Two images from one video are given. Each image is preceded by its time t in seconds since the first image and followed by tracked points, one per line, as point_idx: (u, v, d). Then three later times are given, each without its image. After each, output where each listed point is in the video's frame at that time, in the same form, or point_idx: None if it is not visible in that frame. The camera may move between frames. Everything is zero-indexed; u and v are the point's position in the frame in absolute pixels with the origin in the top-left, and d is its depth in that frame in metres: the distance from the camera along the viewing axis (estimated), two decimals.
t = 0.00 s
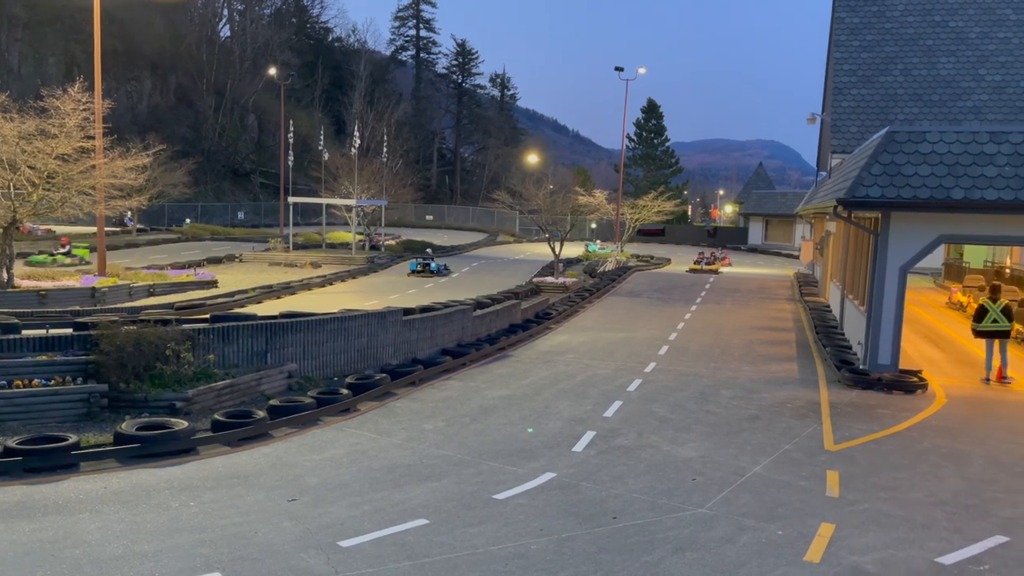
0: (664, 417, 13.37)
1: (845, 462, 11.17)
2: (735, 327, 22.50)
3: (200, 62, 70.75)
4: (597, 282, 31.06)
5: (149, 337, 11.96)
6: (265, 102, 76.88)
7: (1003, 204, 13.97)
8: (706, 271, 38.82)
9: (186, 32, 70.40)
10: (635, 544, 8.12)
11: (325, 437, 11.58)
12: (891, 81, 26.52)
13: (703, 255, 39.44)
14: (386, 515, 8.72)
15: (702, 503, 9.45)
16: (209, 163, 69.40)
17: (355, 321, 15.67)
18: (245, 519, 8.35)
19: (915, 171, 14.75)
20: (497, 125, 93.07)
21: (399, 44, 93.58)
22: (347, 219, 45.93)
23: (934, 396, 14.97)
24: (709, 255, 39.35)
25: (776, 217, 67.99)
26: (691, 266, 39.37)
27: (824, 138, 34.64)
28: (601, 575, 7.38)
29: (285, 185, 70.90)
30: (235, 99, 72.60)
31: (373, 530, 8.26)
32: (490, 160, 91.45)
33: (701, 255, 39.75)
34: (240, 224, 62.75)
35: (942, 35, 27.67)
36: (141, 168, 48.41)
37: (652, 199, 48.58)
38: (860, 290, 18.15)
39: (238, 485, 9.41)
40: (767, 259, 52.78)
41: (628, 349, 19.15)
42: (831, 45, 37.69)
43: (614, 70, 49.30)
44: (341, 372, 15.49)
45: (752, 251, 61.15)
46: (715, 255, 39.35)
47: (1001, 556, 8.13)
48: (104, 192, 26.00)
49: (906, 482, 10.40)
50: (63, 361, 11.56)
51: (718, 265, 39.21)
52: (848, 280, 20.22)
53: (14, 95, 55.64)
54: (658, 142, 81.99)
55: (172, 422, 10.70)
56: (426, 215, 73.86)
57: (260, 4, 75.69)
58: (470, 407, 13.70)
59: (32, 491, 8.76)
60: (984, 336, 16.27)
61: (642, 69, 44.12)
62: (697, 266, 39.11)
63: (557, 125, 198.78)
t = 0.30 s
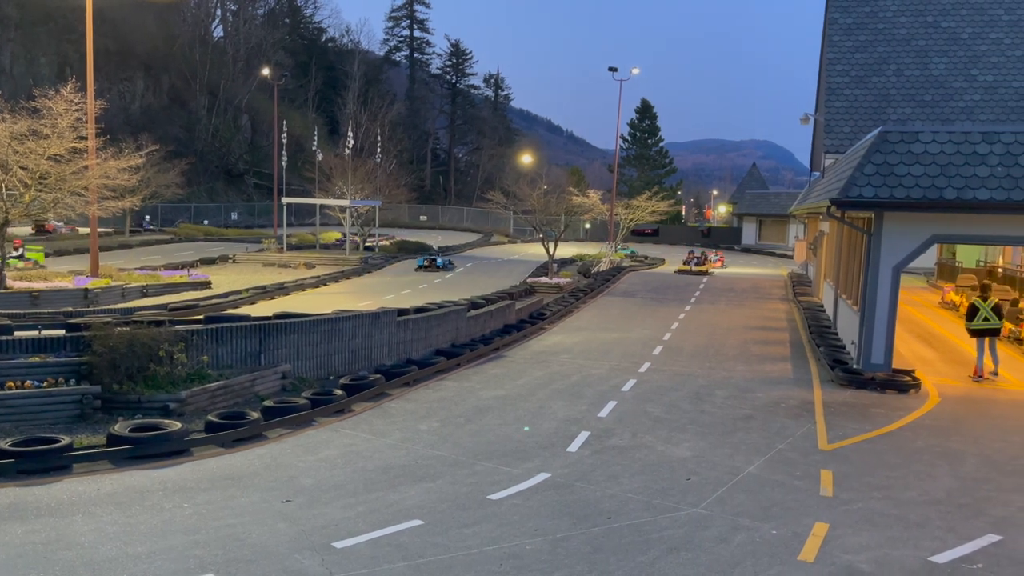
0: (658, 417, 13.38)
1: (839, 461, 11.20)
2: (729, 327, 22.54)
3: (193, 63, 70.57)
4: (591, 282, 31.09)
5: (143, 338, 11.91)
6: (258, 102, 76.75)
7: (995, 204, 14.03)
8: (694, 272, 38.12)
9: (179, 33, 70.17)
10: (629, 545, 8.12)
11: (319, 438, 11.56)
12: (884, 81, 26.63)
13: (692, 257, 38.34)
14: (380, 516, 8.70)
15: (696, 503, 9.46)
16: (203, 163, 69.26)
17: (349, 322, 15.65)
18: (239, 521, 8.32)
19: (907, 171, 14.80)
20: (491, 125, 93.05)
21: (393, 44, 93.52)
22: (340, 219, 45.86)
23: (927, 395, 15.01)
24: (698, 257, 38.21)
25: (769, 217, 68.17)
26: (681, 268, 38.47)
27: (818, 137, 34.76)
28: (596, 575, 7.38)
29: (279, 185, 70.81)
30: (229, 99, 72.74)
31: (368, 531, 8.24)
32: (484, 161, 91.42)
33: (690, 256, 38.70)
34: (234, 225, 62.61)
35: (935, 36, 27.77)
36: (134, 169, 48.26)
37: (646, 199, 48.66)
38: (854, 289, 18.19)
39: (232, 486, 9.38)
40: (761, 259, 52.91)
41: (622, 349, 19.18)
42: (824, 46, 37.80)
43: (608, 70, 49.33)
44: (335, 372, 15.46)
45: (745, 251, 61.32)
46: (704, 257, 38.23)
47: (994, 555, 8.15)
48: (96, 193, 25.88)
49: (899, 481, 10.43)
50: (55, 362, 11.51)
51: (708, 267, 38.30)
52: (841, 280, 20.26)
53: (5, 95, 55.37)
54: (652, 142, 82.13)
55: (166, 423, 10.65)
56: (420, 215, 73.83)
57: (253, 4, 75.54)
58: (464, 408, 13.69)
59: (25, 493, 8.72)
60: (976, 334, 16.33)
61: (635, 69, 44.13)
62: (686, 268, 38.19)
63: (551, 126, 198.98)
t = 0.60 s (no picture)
0: (653, 417, 13.39)
1: (834, 461, 11.22)
2: (723, 327, 22.58)
3: (187, 63, 70.41)
4: (586, 282, 31.13)
5: (137, 339, 11.88)
6: (253, 102, 76.60)
7: (989, 204, 14.07)
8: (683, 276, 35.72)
9: (173, 33, 69.95)
10: (625, 545, 8.13)
11: (314, 439, 11.55)
12: (878, 81, 26.70)
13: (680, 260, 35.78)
14: (375, 517, 8.69)
15: (691, 503, 9.47)
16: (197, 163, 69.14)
17: (344, 322, 15.64)
18: (234, 522, 8.30)
19: (902, 171, 14.84)
20: (486, 125, 93.01)
21: (388, 44, 93.41)
22: (336, 220, 45.81)
23: (921, 395, 15.05)
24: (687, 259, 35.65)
25: (764, 217, 68.28)
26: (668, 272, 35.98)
27: (812, 136, 34.85)
28: None
29: (274, 186, 70.71)
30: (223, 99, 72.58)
31: (362, 532, 8.23)
32: (480, 161, 91.35)
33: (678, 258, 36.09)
34: (228, 225, 62.51)
35: (928, 36, 27.86)
36: (127, 169, 48.12)
37: (641, 199, 48.69)
38: (848, 288, 18.22)
39: (227, 487, 9.36)
40: (756, 259, 53.02)
41: (617, 349, 19.20)
42: (818, 46, 37.87)
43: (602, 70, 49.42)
44: (330, 373, 15.43)
45: (740, 251, 61.43)
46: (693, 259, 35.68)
47: (987, 554, 8.18)
48: (90, 193, 25.75)
49: (893, 481, 10.46)
50: (49, 363, 11.47)
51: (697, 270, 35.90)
52: (836, 280, 20.29)
53: None
54: (647, 143, 82.24)
55: (160, 424, 10.62)
56: (415, 215, 73.77)
57: (248, 4, 75.41)
58: (460, 408, 13.70)
59: (19, 494, 8.70)
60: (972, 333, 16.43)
61: (630, 70, 44.22)
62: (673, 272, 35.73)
63: (547, 126, 199.05)
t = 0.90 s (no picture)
0: (650, 417, 13.40)
1: (830, 461, 11.24)
2: (719, 327, 22.62)
3: (183, 62, 70.20)
4: (582, 282, 31.16)
5: (132, 339, 11.86)
6: (249, 102, 76.47)
7: (984, 204, 14.11)
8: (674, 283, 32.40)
9: (169, 33, 69.76)
10: (621, 545, 8.13)
11: (310, 439, 11.54)
12: (874, 81, 26.76)
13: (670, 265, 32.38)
14: (371, 517, 8.69)
15: (687, 503, 9.47)
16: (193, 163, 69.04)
17: (340, 322, 15.62)
18: (230, 523, 8.29)
19: (897, 171, 14.87)
20: (482, 125, 93.02)
21: (384, 45, 93.37)
22: (332, 219, 45.78)
23: (917, 395, 15.08)
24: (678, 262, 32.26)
25: (760, 217, 68.40)
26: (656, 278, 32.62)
27: (809, 136, 34.94)
28: None
29: (270, 186, 70.62)
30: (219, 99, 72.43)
31: (358, 532, 8.23)
32: (476, 161, 91.41)
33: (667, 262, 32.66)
34: (224, 225, 62.43)
35: (923, 37, 27.94)
36: (123, 169, 47.97)
37: (637, 199, 48.73)
38: (844, 288, 18.25)
39: (223, 488, 9.35)
40: (753, 259, 53.10)
41: (613, 349, 19.21)
42: (813, 47, 37.95)
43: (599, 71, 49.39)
44: (327, 373, 15.42)
45: (736, 251, 61.55)
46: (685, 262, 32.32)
47: (983, 553, 8.20)
48: (85, 193, 25.65)
49: (889, 480, 10.49)
50: (45, 363, 11.45)
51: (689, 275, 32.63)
52: (832, 280, 20.35)
53: None
54: (643, 143, 82.30)
55: (156, 424, 10.60)
56: (411, 215, 73.71)
57: (244, 4, 75.32)
58: (456, 408, 13.70)
59: (15, 495, 8.68)
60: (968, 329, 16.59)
61: (627, 70, 44.30)
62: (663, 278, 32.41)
63: (543, 126, 199.07)
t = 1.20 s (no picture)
0: (647, 417, 13.41)
1: (827, 460, 11.27)
2: (717, 327, 22.64)
3: (180, 62, 70.08)
4: (580, 282, 31.16)
5: (129, 339, 11.84)
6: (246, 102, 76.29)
7: (980, 204, 14.13)
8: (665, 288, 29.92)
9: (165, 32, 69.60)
10: (619, 544, 8.13)
11: (308, 439, 11.53)
12: (871, 81, 26.80)
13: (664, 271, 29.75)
14: (369, 517, 8.68)
15: (684, 502, 9.48)
16: (190, 163, 68.96)
17: (338, 322, 15.61)
18: (227, 522, 8.28)
19: (894, 171, 14.89)
20: (480, 125, 93.03)
21: (381, 44, 93.27)
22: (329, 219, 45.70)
23: (914, 394, 15.12)
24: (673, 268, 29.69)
25: (757, 216, 68.48)
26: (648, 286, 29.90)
27: (806, 136, 35.00)
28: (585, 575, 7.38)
29: (266, 186, 70.53)
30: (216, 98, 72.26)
31: (356, 532, 8.22)
32: (473, 161, 91.42)
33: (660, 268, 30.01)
34: (221, 225, 62.36)
35: (920, 37, 27.98)
36: (120, 169, 47.86)
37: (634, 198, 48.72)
38: (840, 288, 18.28)
39: (220, 488, 9.34)
40: (750, 259, 53.15)
41: (611, 349, 19.22)
42: (810, 46, 37.96)
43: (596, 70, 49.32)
44: (324, 373, 15.41)
45: (733, 250, 61.58)
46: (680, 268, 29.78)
47: (979, 552, 8.22)
48: (82, 193, 25.58)
49: (886, 479, 10.50)
50: (41, 363, 11.42)
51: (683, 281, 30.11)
52: (829, 280, 20.39)
53: None
54: (640, 142, 82.29)
55: (153, 424, 10.58)
56: (409, 214, 73.54)
57: (240, 4, 75.23)
58: (454, 408, 13.69)
59: (12, 495, 8.67)
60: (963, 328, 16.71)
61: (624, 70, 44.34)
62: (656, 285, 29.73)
63: (541, 125, 199.11)
